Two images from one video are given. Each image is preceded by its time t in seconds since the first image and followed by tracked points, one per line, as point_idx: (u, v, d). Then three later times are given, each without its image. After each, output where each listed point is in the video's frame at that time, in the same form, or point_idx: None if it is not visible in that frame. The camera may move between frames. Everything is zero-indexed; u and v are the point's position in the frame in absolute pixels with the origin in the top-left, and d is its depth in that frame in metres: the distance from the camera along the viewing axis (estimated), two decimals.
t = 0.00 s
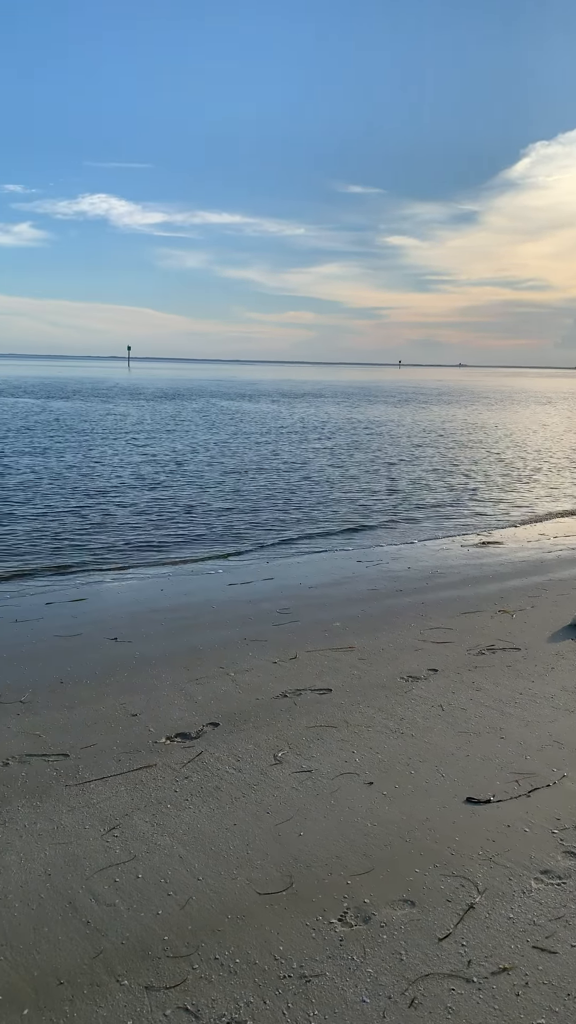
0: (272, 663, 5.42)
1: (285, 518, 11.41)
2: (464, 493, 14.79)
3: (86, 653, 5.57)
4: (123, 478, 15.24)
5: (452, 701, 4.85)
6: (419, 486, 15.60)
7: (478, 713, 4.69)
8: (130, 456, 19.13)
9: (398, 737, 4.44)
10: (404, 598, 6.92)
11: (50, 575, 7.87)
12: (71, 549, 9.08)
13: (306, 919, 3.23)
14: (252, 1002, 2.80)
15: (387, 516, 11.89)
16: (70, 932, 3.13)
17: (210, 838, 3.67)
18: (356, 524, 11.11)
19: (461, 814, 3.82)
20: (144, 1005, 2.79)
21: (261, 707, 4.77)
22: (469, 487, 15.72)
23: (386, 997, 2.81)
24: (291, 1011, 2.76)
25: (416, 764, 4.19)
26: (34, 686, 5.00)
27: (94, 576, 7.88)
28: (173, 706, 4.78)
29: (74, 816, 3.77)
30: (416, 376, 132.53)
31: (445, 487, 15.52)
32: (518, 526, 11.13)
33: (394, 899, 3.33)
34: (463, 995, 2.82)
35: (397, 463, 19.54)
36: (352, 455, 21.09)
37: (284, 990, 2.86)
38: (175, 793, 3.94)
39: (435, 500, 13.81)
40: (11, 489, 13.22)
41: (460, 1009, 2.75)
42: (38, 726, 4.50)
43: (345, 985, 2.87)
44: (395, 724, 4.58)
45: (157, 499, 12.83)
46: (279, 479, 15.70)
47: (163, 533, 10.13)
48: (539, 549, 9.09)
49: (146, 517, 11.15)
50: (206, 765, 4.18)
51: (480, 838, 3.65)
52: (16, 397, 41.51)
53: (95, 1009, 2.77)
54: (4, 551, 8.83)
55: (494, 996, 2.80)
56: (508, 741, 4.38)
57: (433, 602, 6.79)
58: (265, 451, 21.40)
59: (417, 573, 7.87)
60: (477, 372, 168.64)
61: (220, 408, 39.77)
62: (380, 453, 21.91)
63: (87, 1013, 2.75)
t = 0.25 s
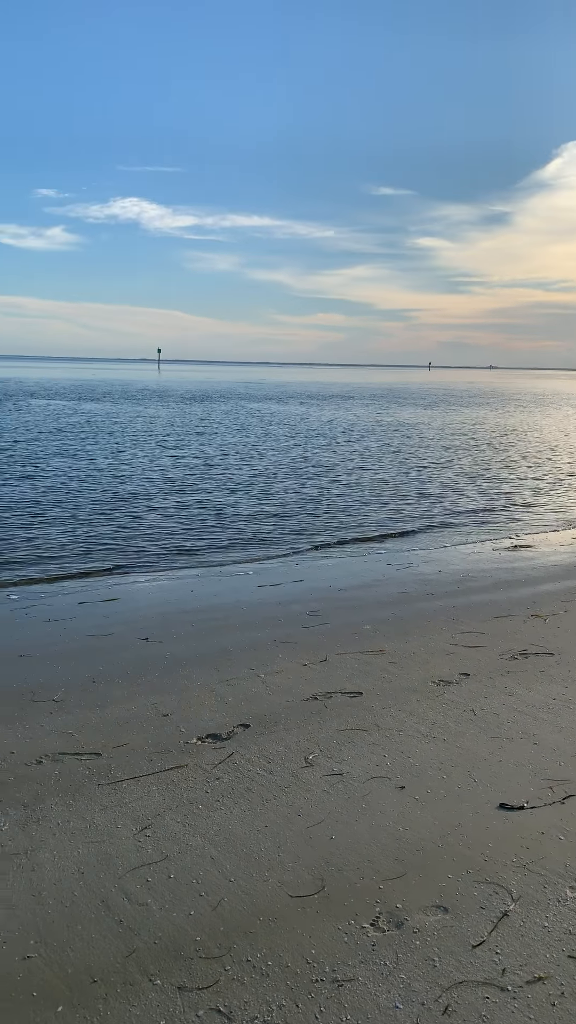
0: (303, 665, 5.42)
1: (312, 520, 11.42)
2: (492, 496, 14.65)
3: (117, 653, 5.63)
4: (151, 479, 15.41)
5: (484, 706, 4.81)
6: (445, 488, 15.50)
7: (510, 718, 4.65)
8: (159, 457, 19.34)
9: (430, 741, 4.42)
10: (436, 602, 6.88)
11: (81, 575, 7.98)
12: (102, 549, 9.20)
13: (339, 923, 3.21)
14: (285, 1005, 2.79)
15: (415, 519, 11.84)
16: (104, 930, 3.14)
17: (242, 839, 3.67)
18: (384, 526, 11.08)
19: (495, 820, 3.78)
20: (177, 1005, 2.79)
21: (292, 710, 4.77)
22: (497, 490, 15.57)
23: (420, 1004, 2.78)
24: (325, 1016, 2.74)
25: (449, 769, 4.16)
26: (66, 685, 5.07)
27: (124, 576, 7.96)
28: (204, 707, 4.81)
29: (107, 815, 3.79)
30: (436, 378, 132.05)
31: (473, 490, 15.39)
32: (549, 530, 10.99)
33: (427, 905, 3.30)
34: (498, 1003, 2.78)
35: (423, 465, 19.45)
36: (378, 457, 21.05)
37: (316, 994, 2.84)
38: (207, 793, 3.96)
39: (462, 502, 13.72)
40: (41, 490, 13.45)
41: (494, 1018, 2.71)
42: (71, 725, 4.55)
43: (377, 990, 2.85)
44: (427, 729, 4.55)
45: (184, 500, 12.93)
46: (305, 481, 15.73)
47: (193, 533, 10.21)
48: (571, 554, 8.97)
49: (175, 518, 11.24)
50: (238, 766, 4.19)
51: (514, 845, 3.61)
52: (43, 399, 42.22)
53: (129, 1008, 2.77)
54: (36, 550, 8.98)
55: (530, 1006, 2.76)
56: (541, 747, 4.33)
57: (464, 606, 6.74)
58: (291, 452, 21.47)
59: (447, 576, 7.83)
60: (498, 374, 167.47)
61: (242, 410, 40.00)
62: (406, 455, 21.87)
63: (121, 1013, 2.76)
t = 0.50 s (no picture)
0: (332, 669, 5.42)
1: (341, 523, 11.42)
2: (520, 499, 14.48)
3: (146, 654, 5.68)
4: (177, 481, 15.54)
5: (516, 712, 4.75)
6: (473, 492, 15.35)
7: (543, 725, 4.58)
8: (185, 459, 19.50)
9: (460, 747, 4.38)
10: (466, 606, 6.83)
11: (111, 576, 8.07)
12: (130, 550, 9.30)
13: (370, 928, 3.18)
14: (316, 1009, 2.76)
15: (444, 522, 11.76)
16: (135, 930, 3.13)
17: (272, 842, 3.66)
18: (412, 530, 11.04)
19: (527, 828, 3.72)
20: (208, 1006, 2.77)
21: (321, 714, 4.77)
22: (526, 493, 15.38)
23: (452, 1012, 2.74)
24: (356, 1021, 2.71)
25: (480, 775, 4.12)
26: (97, 688, 5.12)
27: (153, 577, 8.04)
28: (233, 710, 4.82)
29: (138, 816, 3.81)
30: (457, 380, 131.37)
31: (501, 494, 15.22)
32: None
33: (459, 912, 3.25)
34: (532, 1013, 2.72)
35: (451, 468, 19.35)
36: (406, 460, 20.99)
37: (347, 999, 2.81)
38: (236, 796, 3.96)
39: (490, 506, 13.59)
40: (70, 491, 13.65)
41: None
42: (101, 728, 4.60)
43: (409, 996, 2.81)
44: (458, 735, 4.51)
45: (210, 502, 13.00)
46: (329, 484, 15.73)
47: (221, 535, 10.27)
48: None
49: (202, 520, 11.32)
50: (268, 769, 4.19)
51: (547, 854, 3.55)
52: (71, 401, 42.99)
53: (159, 1008, 2.76)
54: (68, 551, 9.13)
55: (565, 1017, 2.69)
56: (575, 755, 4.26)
57: (495, 611, 6.67)
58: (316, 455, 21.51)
59: (476, 580, 7.76)
60: (519, 376, 165.90)
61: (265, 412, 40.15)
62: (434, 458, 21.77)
63: (152, 1013, 2.74)
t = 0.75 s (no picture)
0: (361, 672, 5.41)
1: (367, 525, 11.39)
2: (548, 503, 14.31)
3: (173, 655, 5.71)
4: (202, 482, 15.63)
5: (546, 718, 4.69)
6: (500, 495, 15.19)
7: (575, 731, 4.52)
8: (210, 461, 19.65)
9: (490, 753, 4.34)
10: (496, 610, 6.76)
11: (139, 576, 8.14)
12: (157, 551, 9.38)
13: (399, 934, 3.15)
14: (345, 1014, 2.74)
15: (471, 525, 11.67)
16: (164, 930, 3.14)
17: (300, 845, 3.65)
18: (438, 532, 10.97)
19: (558, 835, 3.67)
20: (237, 1008, 2.76)
21: (349, 718, 4.75)
22: (555, 497, 15.18)
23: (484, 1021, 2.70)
24: None
25: (510, 782, 4.07)
26: (125, 687, 5.16)
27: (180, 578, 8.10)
28: (261, 712, 4.83)
29: (167, 816, 3.82)
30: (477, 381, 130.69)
31: (529, 497, 15.05)
32: None
33: (490, 920, 3.21)
34: None
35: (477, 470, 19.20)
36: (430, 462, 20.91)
37: (377, 1005, 2.79)
38: (265, 798, 3.96)
39: (517, 509, 13.45)
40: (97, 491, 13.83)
41: None
42: (129, 728, 4.63)
43: (439, 1004, 2.79)
44: (487, 740, 4.47)
45: (234, 503, 13.05)
46: (353, 486, 15.72)
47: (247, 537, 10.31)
48: None
49: (228, 521, 11.37)
50: (296, 772, 4.18)
51: None
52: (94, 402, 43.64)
53: (189, 1010, 2.76)
54: (96, 551, 9.24)
55: None
56: None
57: (526, 616, 6.60)
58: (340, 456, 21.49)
59: (505, 585, 7.69)
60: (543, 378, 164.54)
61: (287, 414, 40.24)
62: (459, 460, 21.67)
63: (181, 1013, 2.75)
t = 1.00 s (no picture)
0: (387, 675, 5.39)
1: (392, 527, 11.35)
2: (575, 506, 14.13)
3: (199, 655, 5.73)
4: (224, 484, 15.68)
5: None
6: (525, 498, 15.03)
7: None
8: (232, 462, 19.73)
9: (518, 758, 4.29)
10: (524, 615, 6.69)
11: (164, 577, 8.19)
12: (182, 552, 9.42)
13: (426, 940, 3.12)
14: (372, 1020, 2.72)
15: (497, 528, 11.57)
16: (191, 931, 3.14)
17: (327, 848, 3.64)
18: (463, 536, 10.88)
19: None
20: (263, 1011, 2.75)
21: (375, 721, 4.73)
22: None
23: None
24: None
25: (540, 788, 4.02)
26: (151, 687, 5.18)
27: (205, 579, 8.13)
28: (286, 714, 4.82)
29: (193, 816, 3.83)
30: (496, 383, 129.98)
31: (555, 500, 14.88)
32: None
33: (519, 927, 3.16)
34: None
35: (501, 473, 19.04)
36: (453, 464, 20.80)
37: (404, 1011, 2.76)
38: (290, 800, 3.95)
39: (543, 512, 13.30)
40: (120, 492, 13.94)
41: None
42: (155, 728, 4.64)
43: (468, 1012, 2.75)
44: (515, 745, 4.42)
45: (256, 505, 13.07)
46: (375, 488, 15.67)
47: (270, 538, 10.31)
48: None
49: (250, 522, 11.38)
50: (322, 775, 4.17)
51: None
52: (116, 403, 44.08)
53: (216, 1012, 2.75)
54: (123, 551, 9.32)
55: None
56: None
57: (555, 620, 6.52)
58: (361, 458, 21.44)
59: (533, 589, 7.60)
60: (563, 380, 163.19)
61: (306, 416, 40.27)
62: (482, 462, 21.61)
63: (208, 1015, 2.74)
